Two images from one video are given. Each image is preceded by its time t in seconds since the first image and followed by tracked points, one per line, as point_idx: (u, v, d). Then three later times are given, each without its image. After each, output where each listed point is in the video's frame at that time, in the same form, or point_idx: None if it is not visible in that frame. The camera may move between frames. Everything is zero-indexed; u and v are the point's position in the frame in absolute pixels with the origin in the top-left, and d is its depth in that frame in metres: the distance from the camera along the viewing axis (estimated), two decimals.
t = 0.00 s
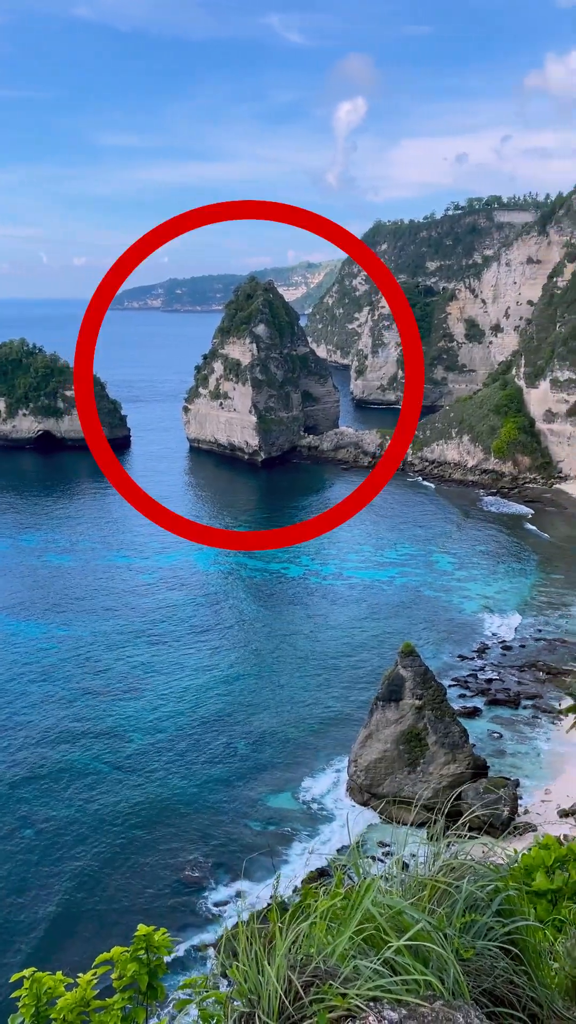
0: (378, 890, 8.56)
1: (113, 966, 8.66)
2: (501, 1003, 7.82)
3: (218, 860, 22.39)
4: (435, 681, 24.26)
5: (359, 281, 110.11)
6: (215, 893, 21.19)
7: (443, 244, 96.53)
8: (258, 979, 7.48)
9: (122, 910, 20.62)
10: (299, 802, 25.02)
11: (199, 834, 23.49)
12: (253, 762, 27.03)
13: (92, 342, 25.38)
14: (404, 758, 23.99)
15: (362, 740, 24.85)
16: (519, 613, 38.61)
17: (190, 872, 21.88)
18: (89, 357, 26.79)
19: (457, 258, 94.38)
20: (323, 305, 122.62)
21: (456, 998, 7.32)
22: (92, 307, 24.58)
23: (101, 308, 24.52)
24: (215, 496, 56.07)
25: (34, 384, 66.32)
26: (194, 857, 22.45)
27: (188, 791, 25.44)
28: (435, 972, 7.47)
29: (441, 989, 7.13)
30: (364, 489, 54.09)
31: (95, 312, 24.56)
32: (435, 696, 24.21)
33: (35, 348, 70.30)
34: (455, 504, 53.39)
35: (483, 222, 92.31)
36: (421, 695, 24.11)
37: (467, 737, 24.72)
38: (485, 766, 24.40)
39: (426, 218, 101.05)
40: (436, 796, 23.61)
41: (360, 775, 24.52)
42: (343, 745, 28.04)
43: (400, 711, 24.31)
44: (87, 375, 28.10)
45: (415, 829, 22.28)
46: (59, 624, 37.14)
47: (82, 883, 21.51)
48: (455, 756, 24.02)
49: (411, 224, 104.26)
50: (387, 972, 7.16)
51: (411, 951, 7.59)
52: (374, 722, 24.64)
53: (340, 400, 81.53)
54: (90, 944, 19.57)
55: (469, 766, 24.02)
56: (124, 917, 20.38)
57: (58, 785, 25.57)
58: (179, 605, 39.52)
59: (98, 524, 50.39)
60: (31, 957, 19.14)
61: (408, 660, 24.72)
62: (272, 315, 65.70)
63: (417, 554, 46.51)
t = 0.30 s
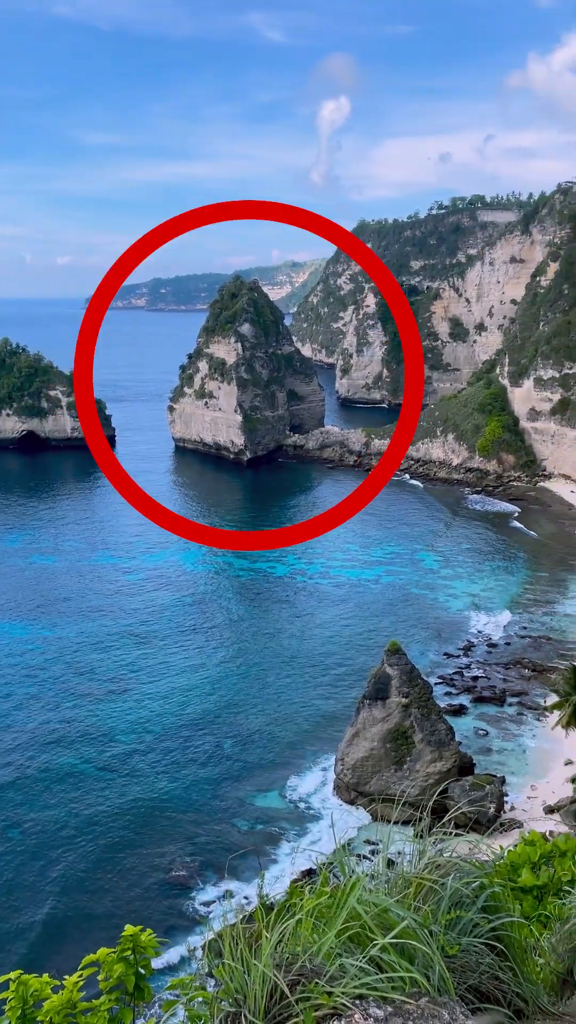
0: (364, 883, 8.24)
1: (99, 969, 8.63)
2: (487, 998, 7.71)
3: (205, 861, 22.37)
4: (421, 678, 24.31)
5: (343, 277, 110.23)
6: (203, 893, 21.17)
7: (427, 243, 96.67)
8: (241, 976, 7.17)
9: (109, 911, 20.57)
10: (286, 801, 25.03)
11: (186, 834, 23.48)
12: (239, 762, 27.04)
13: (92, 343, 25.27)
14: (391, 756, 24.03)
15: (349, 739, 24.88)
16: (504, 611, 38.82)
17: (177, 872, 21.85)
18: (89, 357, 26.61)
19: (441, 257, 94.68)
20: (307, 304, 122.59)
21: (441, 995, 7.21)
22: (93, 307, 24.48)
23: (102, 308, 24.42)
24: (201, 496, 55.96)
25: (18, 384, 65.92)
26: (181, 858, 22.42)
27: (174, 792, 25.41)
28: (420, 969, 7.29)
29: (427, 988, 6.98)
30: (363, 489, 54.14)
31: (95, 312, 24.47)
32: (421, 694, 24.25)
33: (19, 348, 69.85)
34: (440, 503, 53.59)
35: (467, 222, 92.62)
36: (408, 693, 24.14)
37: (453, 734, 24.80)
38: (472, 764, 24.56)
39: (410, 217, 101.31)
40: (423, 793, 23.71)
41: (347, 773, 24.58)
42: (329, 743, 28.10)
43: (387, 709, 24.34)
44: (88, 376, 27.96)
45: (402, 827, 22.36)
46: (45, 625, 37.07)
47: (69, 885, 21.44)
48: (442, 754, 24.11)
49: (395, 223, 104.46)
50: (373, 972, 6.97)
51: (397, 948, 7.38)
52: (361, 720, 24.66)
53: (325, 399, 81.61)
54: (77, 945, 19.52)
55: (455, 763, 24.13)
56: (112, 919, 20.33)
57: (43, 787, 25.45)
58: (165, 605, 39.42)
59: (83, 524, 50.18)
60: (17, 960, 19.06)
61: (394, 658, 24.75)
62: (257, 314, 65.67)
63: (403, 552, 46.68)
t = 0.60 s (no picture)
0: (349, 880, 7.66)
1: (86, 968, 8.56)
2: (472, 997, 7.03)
3: (192, 861, 22.33)
4: (407, 677, 24.35)
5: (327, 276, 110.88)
6: (190, 894, 21.13)
7: (411, 242, 97.07)
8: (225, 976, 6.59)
9: (95, 913, 20.51)
10: (273, 801, 25.03)
11: (173, 835, 23.42)
12: (225, 762, 26.98)
13: (92, 343, 25.15)
14: (377, 755, 24.07)
15: (335, 738, 24.87)
16: (488, 608, 38.98)
17: (164, 873, 21.80)
18: (89, 357, 26.48)
19: (425, 255, 94.97)
20: (291, 302, 122.44)
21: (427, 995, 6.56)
22: (93, 307, 24.40)
23: (102, 308, 24.34)
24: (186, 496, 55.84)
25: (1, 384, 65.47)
26: (168, 859, 22.37)
27: (160, 792, 25.36)
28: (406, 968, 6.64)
29: (413, 983, 6.36)
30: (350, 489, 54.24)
31: (95, 312, 24.37)
32: (408, 692, 24.29)
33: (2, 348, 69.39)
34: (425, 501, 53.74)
35: (450, 221, 92.91)
36: (394, 692, 24.17)
37: (439, 731, 24.88)
38: (458, 761, 24.73)
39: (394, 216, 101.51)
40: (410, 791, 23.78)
41: (334, 771, 24.57)
42: (315, 742, 28.10)
43: (373, 708, 24.35)
44: (88, 377, 27.87)
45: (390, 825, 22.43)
46: (30, 626, 36.90)
47: (57, 888, 21.34)
48: (428, 752, 24.18)
49: (379, 223, 104.69)
50: (358, 968, 6.35)
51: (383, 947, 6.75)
52: (347, 718, 24.65)
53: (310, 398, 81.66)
54: (64, 949, 19.42)
55: (442, 761, 24.23)
56: (99, 921, 20.24)
57: (28, 790, 25.32)
58: (151, 606, 39.29)
59: (68, 525, 49.94)
60: (4, 965, 18.92)
61: (380, 657, 24.77)
62: (242, 313, 65.61)
63: (388, 550, 46.76)
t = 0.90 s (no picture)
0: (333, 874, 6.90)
1: (72, 970, 7.87)
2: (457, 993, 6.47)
3: (179, 862, 22.25)
4: (393, 675, 24.39)
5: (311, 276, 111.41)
6: (177, 894, 21.10)
7: (395, 241, 97.37)
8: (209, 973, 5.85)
9: (81, 915, 20.39)
10: (259, 800, 25.01)
11: (158, 836, 23.34)
12: (210, 763, 26.92)
13: (91, 343, 25.01)
14: (364, 753, 24.08)
15: (322, 736, 24.85)
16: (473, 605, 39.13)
17: (151, 874, 21.70)
18: (89, 357, 26.33)
19: (409, 254, 95.22)
20: (275, 300, 122.36)
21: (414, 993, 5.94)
22: (92, 307, 24.30)
23: (101, 308, 24.25)
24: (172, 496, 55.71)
25: None
26: (154, 860, 22.28)
27: (146, 794, 25.27)
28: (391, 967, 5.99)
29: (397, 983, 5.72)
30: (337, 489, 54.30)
31: (95, 312, 24.26)
32: (393, 690, 24.34)
33: None
34: (410, 500, 53.88)
35: (433, 220, 93.21)
36: (380, 690, 24.22)
37: (425, 729, 24.95)
38: (443, 758, 24.79)
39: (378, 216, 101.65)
40: (396, 788, 23.81)
41: (321, 770, 24.53)
42: (301, 742, 28.10)
43: (359, 707, 24.36)
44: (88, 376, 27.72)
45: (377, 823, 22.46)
46: (15, 628, 36.65)
47: (43, 890, 21.20)
48: (414, 750, 24.21)
49: (363, 222, 104.92)
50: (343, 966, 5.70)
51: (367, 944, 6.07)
52: (333, 717, 24.65)
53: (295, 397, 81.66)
54: (50, 952, 19.28)
55: (427, 758, 24.27)
56: (86, 924, 20.11)
57: (12, 793, 25.13)
58: (135, 606, 39.12)
59: (53, 526, 49.67)
60: None
61: (366, 655, 24.82)
62: (226, 312, 65.54)
63: (373, 550, 46.74)
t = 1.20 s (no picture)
0: (319, 872, 6.77)
1: (57, 971, 7.32)
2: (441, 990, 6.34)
3: (166, 863, 22.20)
4: (378, 673, 24.46)
5: (295, 275, 111.77)
6: (163, 894, 21.00)
7: (378, 240, 97.60)
8: (191, 970, 5.70)
9: (66, 917, 20.33)
10: (245, 799, 24.98)
11: (144, 837, 23.29)
12: (195, 763, 26.86)
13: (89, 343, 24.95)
14: (350, 751, 24.12)
15: (308, 735, 24.87)
16: (458, 604, 39.29)
17: (137, 875, 21.63)
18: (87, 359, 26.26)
19: (392, 253, 95.42)
20: (259, 299, 122.19)
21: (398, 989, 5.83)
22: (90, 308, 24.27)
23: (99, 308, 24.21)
24: (156, 496, 55.58)
25: None
26: (140, 861, 22.22)
27: (131, 794, 25.21)
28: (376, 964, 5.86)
29: (382, 982, 5.63)
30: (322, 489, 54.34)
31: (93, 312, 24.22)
32: (380, 689, 24.40)
33: None
34: (395, 498, 54.00)
35: (417, 219, 93.36)
36: (366, 688, 24.29)
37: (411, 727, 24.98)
38: (429, 755, 24.78)
39: (361, 215, 101.83)
40: (382, 786, 23.82)
41: (307, 770, 24.52)
42: (286, 741, 28.08)
43: (345, 705, 24.45)
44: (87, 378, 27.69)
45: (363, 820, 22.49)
46: None
47: (29, 893, 21.09)
48: (400, 747, 24.22)
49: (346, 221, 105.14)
50: (328, 965, 5.59)
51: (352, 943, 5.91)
52: (319, 717, 24.70)
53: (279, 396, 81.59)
54: (36, 955, 19.21)
55: (413, 756, 24.30)
56: (72, 925, 20.07)
57: None
58: (120, 607, 38.97)
59: (36, 526, 49.43)
60: None
61: (352, 654, 24.90)
62: (210, 311, 65.49)
63: (359, 550, 46.70)
